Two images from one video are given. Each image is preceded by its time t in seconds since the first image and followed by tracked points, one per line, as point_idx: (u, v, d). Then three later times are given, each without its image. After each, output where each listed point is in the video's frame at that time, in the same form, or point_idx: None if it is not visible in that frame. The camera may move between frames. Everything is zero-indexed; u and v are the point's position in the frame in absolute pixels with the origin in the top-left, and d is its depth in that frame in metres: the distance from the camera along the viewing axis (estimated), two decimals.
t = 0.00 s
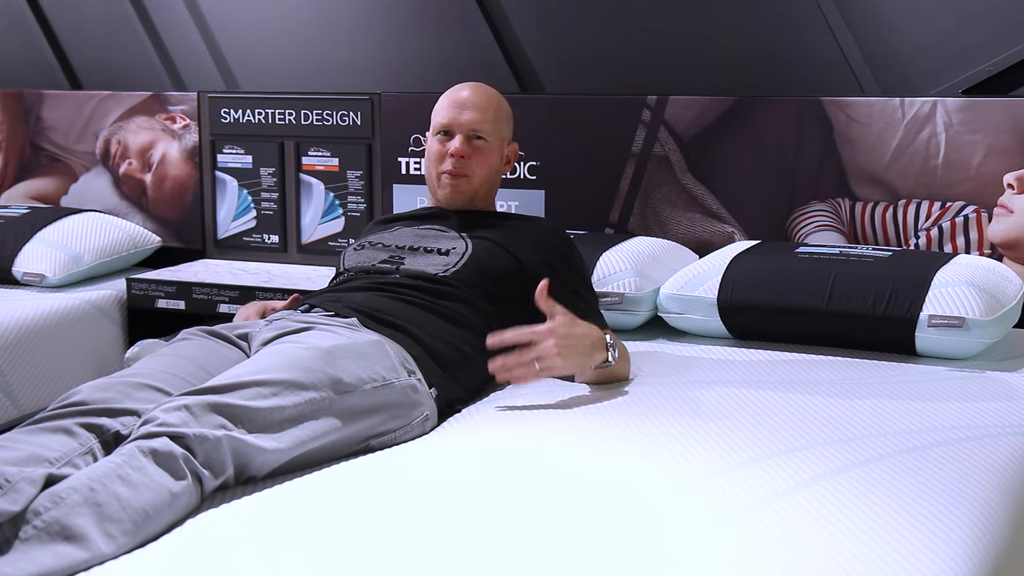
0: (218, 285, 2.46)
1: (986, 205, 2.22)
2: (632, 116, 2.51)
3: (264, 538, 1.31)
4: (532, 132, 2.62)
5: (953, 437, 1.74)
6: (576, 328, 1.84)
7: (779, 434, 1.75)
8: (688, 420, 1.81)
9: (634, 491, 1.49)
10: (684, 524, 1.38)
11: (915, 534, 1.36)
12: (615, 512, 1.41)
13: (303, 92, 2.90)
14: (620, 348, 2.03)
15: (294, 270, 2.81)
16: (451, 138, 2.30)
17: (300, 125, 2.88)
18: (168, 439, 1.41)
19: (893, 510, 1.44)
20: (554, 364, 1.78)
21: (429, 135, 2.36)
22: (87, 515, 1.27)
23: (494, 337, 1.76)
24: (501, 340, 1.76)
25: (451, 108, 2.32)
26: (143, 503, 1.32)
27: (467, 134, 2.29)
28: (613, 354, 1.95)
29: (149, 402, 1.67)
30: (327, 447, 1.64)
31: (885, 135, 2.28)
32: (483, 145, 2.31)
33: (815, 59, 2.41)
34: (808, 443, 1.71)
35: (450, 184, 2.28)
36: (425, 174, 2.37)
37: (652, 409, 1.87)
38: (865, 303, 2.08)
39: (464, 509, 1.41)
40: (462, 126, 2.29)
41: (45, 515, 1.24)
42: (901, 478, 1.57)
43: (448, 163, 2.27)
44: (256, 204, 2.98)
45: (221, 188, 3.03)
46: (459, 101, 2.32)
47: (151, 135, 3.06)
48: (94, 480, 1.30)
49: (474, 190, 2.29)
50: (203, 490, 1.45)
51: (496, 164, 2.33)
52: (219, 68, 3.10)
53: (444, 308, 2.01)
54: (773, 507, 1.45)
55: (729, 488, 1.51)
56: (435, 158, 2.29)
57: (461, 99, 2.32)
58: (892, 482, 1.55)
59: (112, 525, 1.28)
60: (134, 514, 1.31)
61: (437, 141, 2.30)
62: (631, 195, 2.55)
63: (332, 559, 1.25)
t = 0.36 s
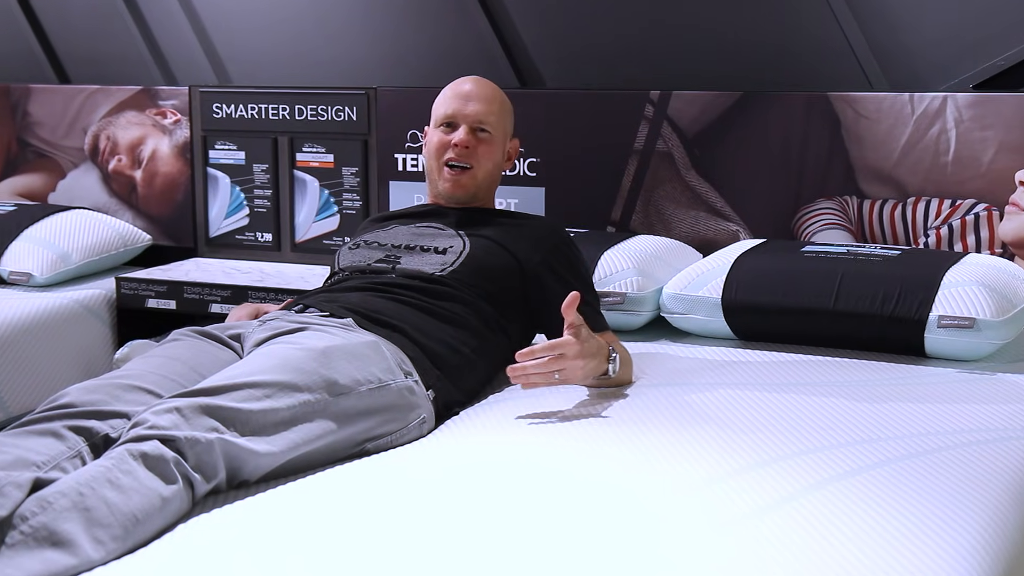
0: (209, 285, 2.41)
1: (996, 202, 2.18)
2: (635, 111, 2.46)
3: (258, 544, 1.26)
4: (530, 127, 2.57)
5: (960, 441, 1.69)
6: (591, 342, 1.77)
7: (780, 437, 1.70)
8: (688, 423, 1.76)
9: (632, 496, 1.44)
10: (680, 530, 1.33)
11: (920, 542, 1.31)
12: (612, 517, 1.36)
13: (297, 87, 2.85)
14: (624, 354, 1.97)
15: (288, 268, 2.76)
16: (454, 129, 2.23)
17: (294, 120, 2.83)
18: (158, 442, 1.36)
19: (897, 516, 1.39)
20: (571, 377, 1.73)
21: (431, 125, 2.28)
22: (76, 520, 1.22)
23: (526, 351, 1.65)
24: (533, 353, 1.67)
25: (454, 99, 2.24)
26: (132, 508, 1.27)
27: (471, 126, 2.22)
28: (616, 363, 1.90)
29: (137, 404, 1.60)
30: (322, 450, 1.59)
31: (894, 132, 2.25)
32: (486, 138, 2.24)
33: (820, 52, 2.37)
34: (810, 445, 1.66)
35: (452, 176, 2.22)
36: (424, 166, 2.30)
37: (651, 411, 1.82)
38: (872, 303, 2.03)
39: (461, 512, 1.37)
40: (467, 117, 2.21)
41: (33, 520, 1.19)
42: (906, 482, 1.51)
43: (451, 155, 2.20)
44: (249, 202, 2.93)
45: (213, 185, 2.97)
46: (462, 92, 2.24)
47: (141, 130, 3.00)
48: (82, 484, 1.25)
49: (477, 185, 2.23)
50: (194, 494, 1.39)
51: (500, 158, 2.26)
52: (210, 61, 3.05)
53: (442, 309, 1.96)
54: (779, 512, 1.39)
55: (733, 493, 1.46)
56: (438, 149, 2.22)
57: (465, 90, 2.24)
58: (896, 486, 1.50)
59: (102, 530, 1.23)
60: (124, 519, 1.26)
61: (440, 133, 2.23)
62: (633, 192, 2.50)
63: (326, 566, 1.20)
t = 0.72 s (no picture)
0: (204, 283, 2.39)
1: (999, 199, 2.17)
2: (635, 108, 2.44)
3: (254, 545, 1.25)
4: (528, 124, 2.56)
5: (961, 440, 1.67)
6: (563, 352, 1.81)
7: (778, 437, 1.68)
8: (685, 422, 1.74)
9: (629, 497, 1.42)
10: (677, 531, 1.31)
11: (921, 543, 1.29)
12: (609, 518, 1.34)
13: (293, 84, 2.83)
14: (616, 358, 1.94)
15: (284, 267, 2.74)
16: (451, 130, 2.20)
17: (291, 118, 2.82)
18: (154, 442, 1.34)
19: (898, 516, 1.37)
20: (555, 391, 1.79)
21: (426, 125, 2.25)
22: (70, 521, 1.20)
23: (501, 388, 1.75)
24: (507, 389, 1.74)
25: (450, 98, 2.21)
26: (127, 509, 1.25)
27: (469, 126, 2.20)
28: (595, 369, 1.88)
29: (133, 403, 1.58)
30: (318, 450, 1.57)
31: (896, 128, 2.23)
32: (484, 137, 2.22)
33: (819, 47, 2.35)
34: (808, 445, 1.64)
35: (452, 177, 2.20)
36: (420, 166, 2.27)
37: (649, 411, 1.80)
38: (872, 301, 2.01)
39: (458, 511, 1.35)
40: (465, 118, 2.19)
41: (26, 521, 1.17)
42: (906, 482, 1.49)
43: (451, 156, 2.18)
44: (245, 200, 2.91)
45: (209, 183, 2.95)
46: (458, 91, 2.21)
47: (136, 127, 2.99)
48: (77, 484, 1.23)
49: (477, 185, 2.21)
50: (189, 495, 1.38)
51: (498, 156, 2.24)
52: (206, 58, 3.03)
53: (439, 307, 1.94)
54: (779, 513, 1.37)
55: (733, 494, 1.44)
56: (436, 150, 2.20)
57: (460, 89, 2.21)
58: (896, 486, 1.47)
59: (97, 531, 1.22)
60: (119, 520, 1.24)
61: (438, 134, 2.20)
62: (632, 190, 2.49)
63: (324, 565, 1.19)
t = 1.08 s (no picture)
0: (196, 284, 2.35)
1: (1008, 197, 2.13)
2: (637, 104, 2.40)
3: (248, 552, 1.20)
4: (525, 120, 2.51)
5: (970, 444, 1.63)
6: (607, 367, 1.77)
7: (781, 440, 1.63)
8: (685, 426, 1.70)
9: (628, 501, 1.37)
10: (677, 536, 1.26)
11: (929, 550, 1.24)
12: (608, 524, 1.29)
13: (287, 79, 2.79)
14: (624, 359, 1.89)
15: (278, 266, 2.70)
16: (440, 121, 2.13)
17: (285, 114, 2.77)
18: (145, 444, 1.30)
19: (905, 522, 1.32)
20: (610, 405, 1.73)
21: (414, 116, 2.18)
22: (61, 526, 1.16)
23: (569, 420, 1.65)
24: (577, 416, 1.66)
25: (439, 89, 2.14)
26: (118, 514, 1.21)
27: (459, 118, 2.13)
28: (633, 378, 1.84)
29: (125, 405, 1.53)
30: (315, 453, 1.52)
31: (903, 125, 2.19)
32: (474, 129, 2.15)
33: (823, 41, 2.32)
34: (812, 449, 1.60)
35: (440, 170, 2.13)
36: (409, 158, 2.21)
37: (649, 414, 1.76)
38: (878, 301, 1.97)
39: (453, 516, 1.31)
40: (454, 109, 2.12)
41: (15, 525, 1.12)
42: (913, 487, 1.45)
43: (439, 149, 2.11)
44: (238, 198, 2.87)
45: (202, 181, 2.91)
46: (447, 82, 2.13)
47: (126, 123, 2.94)
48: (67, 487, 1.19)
49: (467, 178, 2.15)
50: (182, 499, 1.34)
51: (488, 148, 2.18)
52: (198, 53, 2.99)
53: (434, 307, 1.89)
54: (782, 518, 1.33)
55: (735, 498, 1.40)
56: (424, 143, 2.13)
57: (449, 80, 2.13)
58: (903, 490, 1.43)
59: (86, 536, 1.17)
60: (109, 525, 1.20)
61: (426, 126, 2.13)
62: (634, 188, 2.45)
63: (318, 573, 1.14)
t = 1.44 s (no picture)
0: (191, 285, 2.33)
1: (1016, 198, 2.10)
2: (639, 102, 2.37)
3: (243, 557, 1.17)
4: (525, 119, 2.49)
5: (976, 449, 1.59)
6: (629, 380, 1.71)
7: (783, 445, 1.60)
8: (685, 430, 1.67)
9: (630, 505, 1.34)
10: (679, 542, 1.23)
11: (935, 556, 1.21)
12: (610, 528, 1.26)
13: (284, 77, 2.76)
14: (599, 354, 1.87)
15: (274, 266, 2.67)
16: (381, 113, 2.07)
17: (281, 111, 2.74)
18: (138, 443, 1.26)
19: (911, 528, 1.29)
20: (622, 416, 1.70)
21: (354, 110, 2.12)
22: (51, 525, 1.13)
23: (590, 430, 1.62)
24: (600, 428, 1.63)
25: (375, 80, 2.07)
26: (109, 514, 1.18)
27: (399, 107, 2.07)
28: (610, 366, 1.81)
29: (125, 400, 1.49)
30: (311, 456, 1.49)
31: (909, 124, 2.17)
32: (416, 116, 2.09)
33: (830, 38, 2.30)
34: (815, 454, 1.57)
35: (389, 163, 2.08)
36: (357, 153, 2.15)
37: (648, 418, 1.73)
38: (883, 303, 1.94)
39: (456, 517, 1.28)
40: (393, 98, 2.06)
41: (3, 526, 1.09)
42: (918, 492, 1.42)
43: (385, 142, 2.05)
44: (234, 198, 2.84)
45: (197, 179, 2.87)
46: (383, 71, 2.07)
47: (120, 121, 2.91)
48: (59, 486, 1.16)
49: (417, 167, 2.09)
50: (175, 499, 1.30)
51: (433, 133, 2.12)
52: (194, 50, 2.96)
53: (411, 300, 1.84)
54: (785, 523, 1.30)
55: (737, 503, 1.36)
56: (369, 137, 2.07)
57: (386, 69, 2.07)
58: (909, 495, 1.40)
59: (77, 536, 1.14)
60: (100, 525, 1.17)
61: (368, 120, 2.07)
62: (636, 188, 2.42)
63: None
